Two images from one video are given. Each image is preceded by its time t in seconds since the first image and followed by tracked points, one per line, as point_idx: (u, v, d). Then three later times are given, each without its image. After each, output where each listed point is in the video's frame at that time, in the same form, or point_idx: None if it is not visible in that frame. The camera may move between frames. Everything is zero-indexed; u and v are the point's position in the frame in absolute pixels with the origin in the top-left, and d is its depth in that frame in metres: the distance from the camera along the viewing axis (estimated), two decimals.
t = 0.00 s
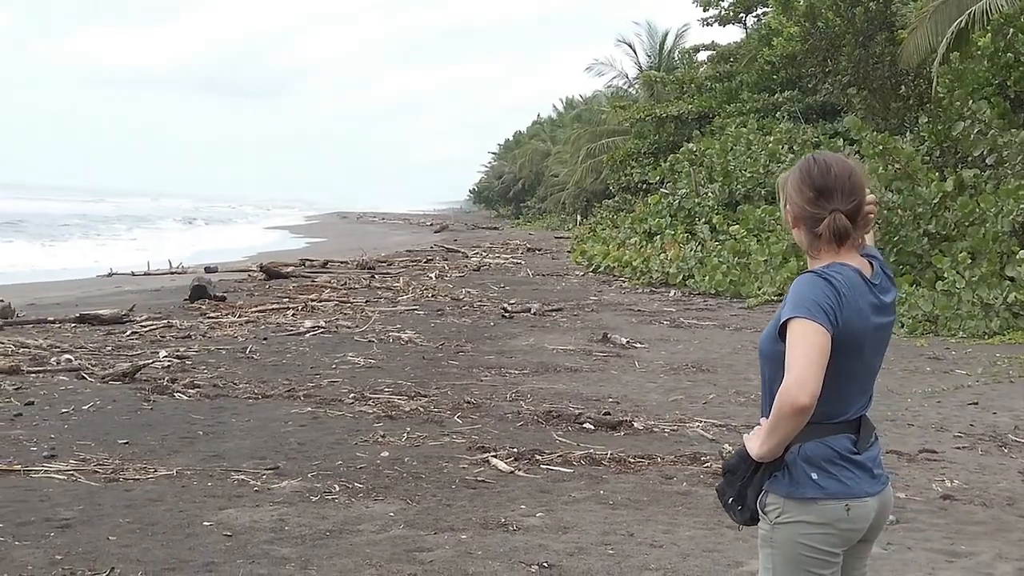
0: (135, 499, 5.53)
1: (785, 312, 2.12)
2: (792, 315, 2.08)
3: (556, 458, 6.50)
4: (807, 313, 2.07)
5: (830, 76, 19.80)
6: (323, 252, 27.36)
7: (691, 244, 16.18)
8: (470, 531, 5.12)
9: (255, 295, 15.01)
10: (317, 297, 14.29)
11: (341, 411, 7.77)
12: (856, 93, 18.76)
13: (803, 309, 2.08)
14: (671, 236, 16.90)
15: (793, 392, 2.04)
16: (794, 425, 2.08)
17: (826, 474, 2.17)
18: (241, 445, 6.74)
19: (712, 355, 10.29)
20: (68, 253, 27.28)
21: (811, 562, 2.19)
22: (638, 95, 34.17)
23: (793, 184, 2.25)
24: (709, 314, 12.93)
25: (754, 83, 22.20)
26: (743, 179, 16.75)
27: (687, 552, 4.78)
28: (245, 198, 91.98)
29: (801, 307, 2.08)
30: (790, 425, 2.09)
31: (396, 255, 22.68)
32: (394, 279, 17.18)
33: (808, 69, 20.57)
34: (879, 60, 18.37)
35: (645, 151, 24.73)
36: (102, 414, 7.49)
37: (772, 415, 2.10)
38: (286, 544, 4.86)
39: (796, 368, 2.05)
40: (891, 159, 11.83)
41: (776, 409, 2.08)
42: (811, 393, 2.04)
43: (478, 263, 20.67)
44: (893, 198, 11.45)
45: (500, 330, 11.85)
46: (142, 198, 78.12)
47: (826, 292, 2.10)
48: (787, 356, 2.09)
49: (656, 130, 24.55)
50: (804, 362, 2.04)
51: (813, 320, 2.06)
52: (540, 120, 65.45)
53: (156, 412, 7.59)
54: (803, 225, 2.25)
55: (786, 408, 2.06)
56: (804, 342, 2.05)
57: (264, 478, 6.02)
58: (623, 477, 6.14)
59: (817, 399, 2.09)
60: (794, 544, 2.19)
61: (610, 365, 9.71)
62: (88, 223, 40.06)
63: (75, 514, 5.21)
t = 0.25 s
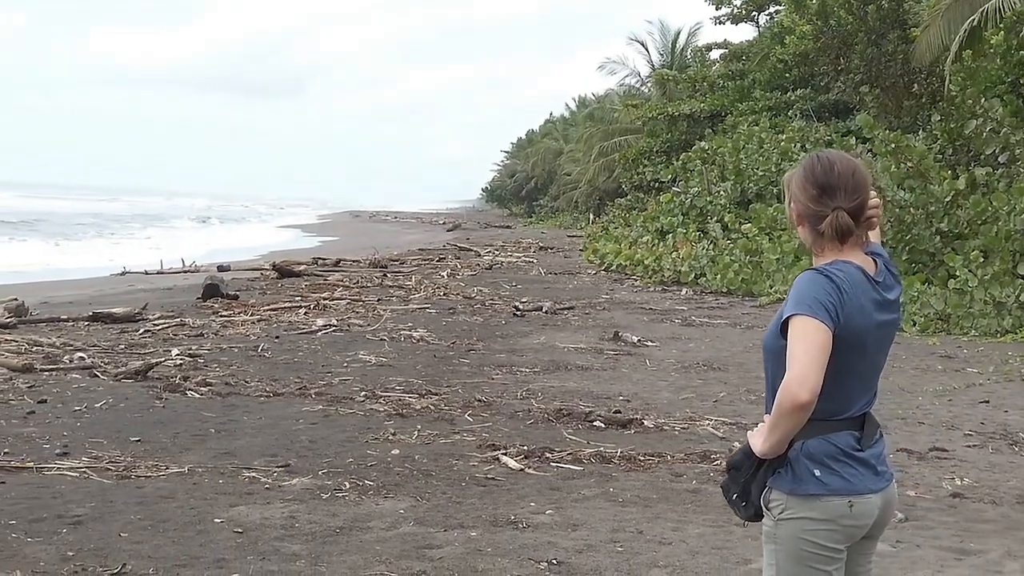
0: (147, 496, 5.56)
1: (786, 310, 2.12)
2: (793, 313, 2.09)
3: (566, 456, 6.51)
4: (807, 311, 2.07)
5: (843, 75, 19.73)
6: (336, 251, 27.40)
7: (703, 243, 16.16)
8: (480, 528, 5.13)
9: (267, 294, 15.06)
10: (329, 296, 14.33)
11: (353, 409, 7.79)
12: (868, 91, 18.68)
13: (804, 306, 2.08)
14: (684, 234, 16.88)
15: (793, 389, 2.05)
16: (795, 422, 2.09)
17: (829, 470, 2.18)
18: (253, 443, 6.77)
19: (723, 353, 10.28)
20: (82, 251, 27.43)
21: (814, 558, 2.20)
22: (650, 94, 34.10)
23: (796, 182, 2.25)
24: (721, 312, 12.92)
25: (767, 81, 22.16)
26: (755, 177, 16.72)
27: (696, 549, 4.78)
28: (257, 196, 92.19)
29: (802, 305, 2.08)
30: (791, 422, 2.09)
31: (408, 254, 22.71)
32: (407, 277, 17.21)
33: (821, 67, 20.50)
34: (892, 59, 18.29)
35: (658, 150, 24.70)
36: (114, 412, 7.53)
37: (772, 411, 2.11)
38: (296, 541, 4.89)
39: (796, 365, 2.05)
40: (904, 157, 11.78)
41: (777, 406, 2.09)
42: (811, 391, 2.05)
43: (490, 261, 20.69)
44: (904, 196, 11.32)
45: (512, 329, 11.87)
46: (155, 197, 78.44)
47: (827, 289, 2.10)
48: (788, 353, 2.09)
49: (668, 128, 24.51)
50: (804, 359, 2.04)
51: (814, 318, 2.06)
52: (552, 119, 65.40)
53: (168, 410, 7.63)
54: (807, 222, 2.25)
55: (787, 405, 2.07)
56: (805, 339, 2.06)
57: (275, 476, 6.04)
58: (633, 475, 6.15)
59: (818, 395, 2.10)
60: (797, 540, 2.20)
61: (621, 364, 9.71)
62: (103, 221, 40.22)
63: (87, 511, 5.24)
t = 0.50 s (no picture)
0: (167, 492, 5.61)
1: (795, 305, 2.13)
2: (801, 308, 2.10)
3: (583, 452, 6.52)
4: (815, 307, 2.08)
5: (862, 71, 19.61)
6: (355, 249, 27.49)
7: (722, 240, 16.11)
8: (497, 524, 5.15)
9: (287, 291, 15.13)
10: (349, 293, 14.38)
11: (371, 406, 7.83)
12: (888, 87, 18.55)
13: (812, 301, 2.09)
14: (703, 231, 16.84)
15: (801, 384, 2.06)
16: (802, 417, 2.10)
17: (839, 465, 2.18)
18: (272, 439, 6.82)
19: (742, 350, 10.26)
20: (103, 249, 27.66)
21: (823, 552, 2.21)
22: (669, 91, 33.99)
23: (808, 179, 2.26)
24: (740, 309, 12.89)
25: (786, 78, 22.08)
26: (775, 174, 16.66)
27: (712, 545, 4.79)
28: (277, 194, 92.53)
29: (810, 300, 2.09)
30: (799, 416, 2.10)
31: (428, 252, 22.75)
32: (426, 275, 17.25)
33: (840, 63, 20.39)
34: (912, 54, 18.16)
35: (677, 146, 24.64)
36: (135, 409, 7.59)
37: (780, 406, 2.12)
38: (314, 537, 4.92)
39: (804, 360, 2.06)
40: (924, 153, 11.70)
41: (784, 401, 2.10)
42: (819, 384, 2.06)
43: (509, 259, 20.70)
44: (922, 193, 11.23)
45: (530, 326, 11.88)
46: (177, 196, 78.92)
47: (835, 285, 2.11)
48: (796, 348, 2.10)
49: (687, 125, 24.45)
50: (811, 355, 2.05)
51: (821, 313, 2.07)
52: (571, 116, 65.31)
53: (187, 407, 7.68)
54: (818, 219, 2.26)
55: (794, 399, 2.08)
56: (813, 334, 2.06)
57: (294, 472, 6.08)
58: (650, 471, 6.15)
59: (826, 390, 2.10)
60: (808, 535, 2.21)
61: (639, 361, 9.71)
62: (124, 220, 40.47)
63: (107, 507, 5.29)
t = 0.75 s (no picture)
0: (188, 489, 5.66)
1: (807, 302, 2.14)
2: (813, 305, 2.10)
3: (602, 450, 6.53)
4: (827, 303, 2.08)
5: (885, 68, 19.48)
6: (377, 247, 27.57)
7: (743, 238, 16.06)
8: (515, 522, 5.17)
9: (309, 290, 15.20)
10: (370, 292, 14.44)
11: (391, 404, 7.86)
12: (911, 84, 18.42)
13: (824, 298, 2.09)
14: (724, 229, 16.79)
15: (813, 379, 2.06)
16: (815, 413, 2.11)
17: (853, 462, 2.18)
18: (293, 437, 6.86)
19: (763, 348, 10.23)
20: (128, 248, 27.91)
21: (837, 548, 2.21)
22: (692, 89, 33.86)
23: (822, 177, 2.26)
24: (761, 307, 12.85)
25: (809, 76, 21.99)
26: (796, 172, 16.59)
27: (730, 543, 4.79)
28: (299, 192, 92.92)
29: (822, 297, 2.10)
30: (811, 412, 2.11)
31: (449, 250, 22.80)
32: (448, 273, 17.29)
33: (863, 60, 20.26)
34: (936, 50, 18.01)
35: (699, 144, 24.56)
36: (158, 406, 7.66)
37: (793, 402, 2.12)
38: (334, 534, 4.95)
39: (816, 356, 2.06)
40: (947, 151, 11.63)
41: (796, 396, 2.10)
42: (830, 380, 2.06)
43: (530, 257, 20.72)
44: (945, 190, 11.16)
45: (552, 324, 11.89)
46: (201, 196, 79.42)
47: (847, 282, 2.11)
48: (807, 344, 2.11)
49: (710, 124, 24.40)
50: (822, 351, 2.06)
51: (833, 309, 2.07)
52: (593, 115, 65.20)
53: (209, 404, 7.75)
54: (832, 217, 2.26)
55: (807, 395, 2.08)
56: (824, 330, 2.07)
57: (314, 469, 6.12)
58: (670, 469, 6.15)
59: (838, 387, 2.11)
60: (822, 532, 2.21)
61: (660, 359, 9.71)
62: (149, 219, 40.77)
63: (129, 504, 5.35)
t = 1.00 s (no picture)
0: (211, 489, 5.70)
1: (820, 302, 2.14)
2: (826, 305, 2.10)
3: (623, 451, 6.53)
4: (839, 303, 2.08)
5: (909, 69, 19.36)
6: (400, 249, 27.65)
7: (767, 239, 16.00)
8: (535, 522, 5.18)
9: (333, 291, 15.27)
10: (394, 294, 14.49)
11: (413, 405, 7.89)
12: (936, 85, 18.29)
13: (836, 298, 2.09)
14: (748, 231, 16.74)
15: (825, 380, 2.07)
16: (827, 413, 2.10)
17: (867, 463, 2.18)
18: (315, 438, 6.91)
19: (785, 350, 10.19)
20: (154, 250, 28.15)
21: (851, 549, 2.21)
22: (716, 90, 33.75)
23: (837, 178, 2.26)
24: (785, 309, 12.80)
25: (833, 76, 21.90)
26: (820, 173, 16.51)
27: (749, 544, 4.78)
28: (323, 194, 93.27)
29: (834, 297, 2.10)
30: (823, 412, 2.11)
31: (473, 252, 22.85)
32: (471, 275, 17.34)
33: (887, 61, 20.15)
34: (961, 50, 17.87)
35: (723, 146, 24.50)
36: (181, 407, 7.72)
37: (806, 402, 2.12)
38: (355, 534, 4.98)
39: (828, 356, 2.06)
40: (972, 152, 11.55)
41: (808, 396, 2.11)
42: (842, 380, 2.06)
43: (553, 259, 20.73)
44: (970, 192, 11.10)
45: (574, 326, 11.89)
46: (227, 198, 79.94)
47: (860, 282, 2.11)
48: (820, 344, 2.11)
49: (734, 124, 24.34)
50: (836, 351, 2.06)
51: (844, 309, 2.07)
52: (616, 117, 65.11)
53: (232, 405, 7.80)
54: (847, 217, 2.26)
55: (819, 395, 2.08)
56: (836, 330, 2.07)
57: (336, 470, 6.16)
58: (690, 470, 6.15)
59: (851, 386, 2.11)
60: (836, 532, 2.21)
61: (682, 360, 9.70)
62: (176, 221, 41.07)
63: (152, 503, 5.40)
